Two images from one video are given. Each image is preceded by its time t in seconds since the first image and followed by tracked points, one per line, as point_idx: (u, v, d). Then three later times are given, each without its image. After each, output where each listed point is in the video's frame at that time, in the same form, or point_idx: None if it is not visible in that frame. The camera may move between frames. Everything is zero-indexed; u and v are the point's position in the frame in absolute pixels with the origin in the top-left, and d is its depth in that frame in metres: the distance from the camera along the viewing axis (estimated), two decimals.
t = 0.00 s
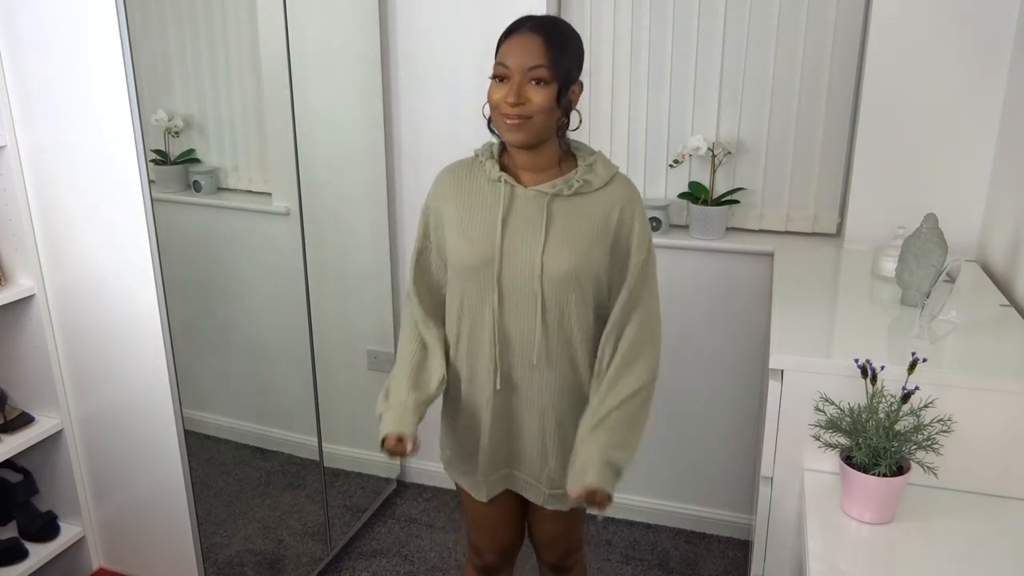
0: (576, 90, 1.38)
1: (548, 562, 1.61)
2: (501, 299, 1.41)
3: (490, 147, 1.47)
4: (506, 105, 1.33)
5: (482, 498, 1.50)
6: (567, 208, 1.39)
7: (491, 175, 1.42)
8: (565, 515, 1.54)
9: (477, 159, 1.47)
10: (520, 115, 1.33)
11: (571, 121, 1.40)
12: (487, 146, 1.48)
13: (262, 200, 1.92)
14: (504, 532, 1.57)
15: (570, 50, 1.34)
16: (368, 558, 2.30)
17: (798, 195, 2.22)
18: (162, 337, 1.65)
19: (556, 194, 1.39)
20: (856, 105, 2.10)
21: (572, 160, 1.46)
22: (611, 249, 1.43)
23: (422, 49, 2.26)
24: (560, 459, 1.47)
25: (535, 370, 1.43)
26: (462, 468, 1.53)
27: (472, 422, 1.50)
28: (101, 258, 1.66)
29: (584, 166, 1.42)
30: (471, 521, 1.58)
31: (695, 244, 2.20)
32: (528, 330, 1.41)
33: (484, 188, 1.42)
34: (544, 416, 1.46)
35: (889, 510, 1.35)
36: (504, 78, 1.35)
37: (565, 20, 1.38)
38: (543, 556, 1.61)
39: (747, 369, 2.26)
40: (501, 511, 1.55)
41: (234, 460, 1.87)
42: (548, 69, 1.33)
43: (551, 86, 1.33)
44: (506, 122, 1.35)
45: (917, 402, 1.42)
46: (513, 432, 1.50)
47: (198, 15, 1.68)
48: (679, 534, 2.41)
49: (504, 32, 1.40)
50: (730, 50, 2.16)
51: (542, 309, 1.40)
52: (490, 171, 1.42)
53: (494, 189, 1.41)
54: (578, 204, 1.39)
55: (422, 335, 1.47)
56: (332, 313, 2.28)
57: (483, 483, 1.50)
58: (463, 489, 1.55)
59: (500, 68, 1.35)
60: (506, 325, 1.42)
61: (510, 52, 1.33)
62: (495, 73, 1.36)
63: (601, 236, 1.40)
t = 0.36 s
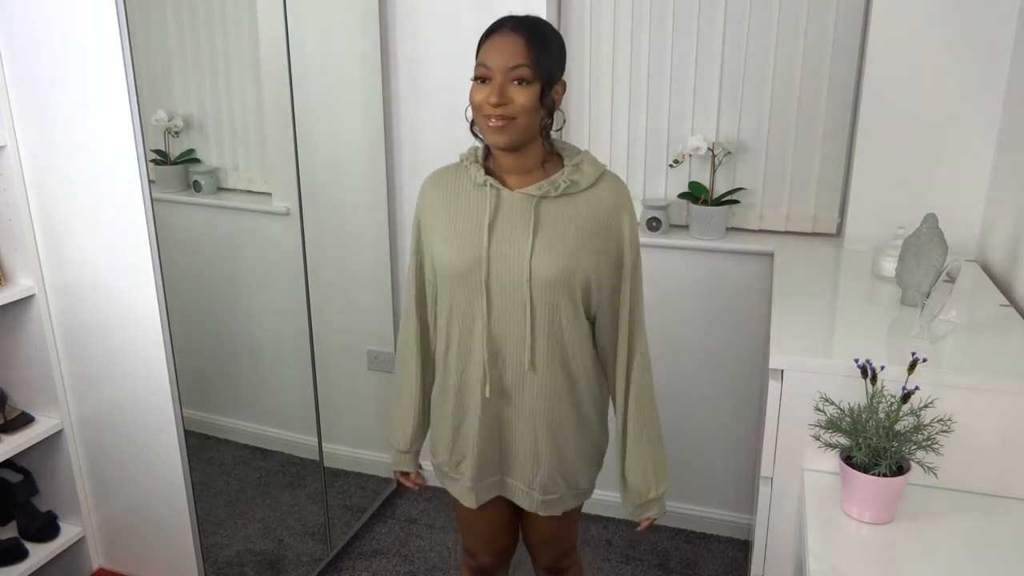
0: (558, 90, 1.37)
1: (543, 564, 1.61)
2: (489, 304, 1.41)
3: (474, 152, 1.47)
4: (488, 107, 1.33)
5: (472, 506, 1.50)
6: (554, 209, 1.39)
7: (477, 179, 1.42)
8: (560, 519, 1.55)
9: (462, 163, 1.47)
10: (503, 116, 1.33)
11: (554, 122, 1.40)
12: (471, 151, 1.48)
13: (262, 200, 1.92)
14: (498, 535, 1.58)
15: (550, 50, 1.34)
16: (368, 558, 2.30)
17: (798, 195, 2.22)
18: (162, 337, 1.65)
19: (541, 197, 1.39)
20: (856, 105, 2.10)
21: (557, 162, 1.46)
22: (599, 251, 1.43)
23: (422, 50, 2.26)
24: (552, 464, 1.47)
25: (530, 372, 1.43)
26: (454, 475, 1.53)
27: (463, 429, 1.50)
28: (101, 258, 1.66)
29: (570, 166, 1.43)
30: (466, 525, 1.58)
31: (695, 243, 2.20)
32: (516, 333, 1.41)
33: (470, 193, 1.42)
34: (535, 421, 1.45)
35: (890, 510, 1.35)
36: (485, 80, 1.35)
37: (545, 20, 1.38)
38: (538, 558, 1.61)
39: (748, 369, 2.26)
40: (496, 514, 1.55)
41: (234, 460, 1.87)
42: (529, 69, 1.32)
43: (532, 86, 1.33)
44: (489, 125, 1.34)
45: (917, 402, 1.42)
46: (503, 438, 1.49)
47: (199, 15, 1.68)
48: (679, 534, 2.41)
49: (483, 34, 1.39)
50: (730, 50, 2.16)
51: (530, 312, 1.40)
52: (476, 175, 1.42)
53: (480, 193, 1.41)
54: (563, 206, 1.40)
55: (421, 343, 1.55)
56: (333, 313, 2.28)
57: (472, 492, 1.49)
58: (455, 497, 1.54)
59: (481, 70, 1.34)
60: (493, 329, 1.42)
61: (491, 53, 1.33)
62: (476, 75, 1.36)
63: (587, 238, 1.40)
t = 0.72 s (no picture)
0: (549, 93, 1.37)
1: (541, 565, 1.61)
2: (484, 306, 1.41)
3: (464, 154, 1.47)
4: (479, 110, 1.33)
5: (467, 511, 1.50)
6: (547, 211, 1.39)
7: (468, 182, 1.41)
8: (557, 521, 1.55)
9: (452, 166, 1.46)
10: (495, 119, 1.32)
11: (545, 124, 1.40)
12: (460, 153, 1.48)
13: (262, 200, 1.92)
14: (495, 537, 1.58)
15: (541, 53, 1.34)
16: (367, 558, 2.30)
17: (798, 195, 2.22)
18: (162, 337, 1.65)
19: (534, 198, 1.39)
20: (856, 105, 2.10)
21: (548, 164, 1.46)
22: (592, 249, 1.43)
23: (422, 50, 2.26)
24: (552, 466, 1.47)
25: (525, 375, 1.43)
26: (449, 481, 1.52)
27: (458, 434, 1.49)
28: (101, 257, 1.66)
29: (562, 167, 1.43)
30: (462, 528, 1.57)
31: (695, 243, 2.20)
32: (512, 336, 1.41)
33: (462, 196, 1.41)
34: (532, 426, 1.45)
35: (890, 510, 1.35)
36: (475, 83, 1.35)
37: (536, 23, 1.38)
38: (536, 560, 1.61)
39: (748, 369, 2.26)
40: (493, 517, 1.56)
41: (234, 460, 1.87)
42: (520, 72, 1.32)
43: (523, 89, 1.33)
44: (481, 128, 1.34)
45: (917, 402, 1.42)
46: (500, 443, 1.49)
47: (199, 15, 1.67)
48: (679, 534, 2.41)
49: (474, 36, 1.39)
50: (730, 50, 2.16)
51: (525, 314, 1.40)
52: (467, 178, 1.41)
53: (471, 196, 1.41)
54: (555, 207, 1.40)
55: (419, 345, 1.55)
56: (332, 313, 2.28)
57: (468, 496, 1.49)
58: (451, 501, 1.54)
59: (471, 73, 1.34)
60: (488, 333, 1.42)
61: (482, 56, 1.32)
62: (467, 77, 1.36)
63: (580, 238, 1.40)
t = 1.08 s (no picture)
0: (544, 90, 1.38)
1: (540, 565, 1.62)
2: (487, 308, 1.40)
3: (459, 155, 1.46)
4: (476, 109, 1.32)
5: (478, 512, 1.50)
6: (545, 210, 1.39)
7: (466, 183, 1.40)
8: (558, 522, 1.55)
9: (447, 168, 1.45)
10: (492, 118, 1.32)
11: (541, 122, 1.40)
12: (454, 154, 1.47)
13: (262, 200, 1.92)
14: (495, 538, 1.57)
15: (536, 51, 1.35)
16: (367, 558, 2.30)
17: (798, 196, 2.22)
18: (162, 337, 1.64)
19: (533, 197, 1.39)
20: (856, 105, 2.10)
21: (544, 163, 1.46)
22: (591, 246, 1.43)
23: (422, 49, 2.26)
24: (558, 466, 1.48)
25: (528, 374, 1.43)
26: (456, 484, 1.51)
27: (465, 435, 1.48)
28: (101, 257, 1.66)
29: (558, 164, 1.43)
30: (463, 529, 1.57)
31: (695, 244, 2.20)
32: (516, 335, 1.41)
33: (459, 198, 1.41)
34: (539, 426, 1.46)
35: (889, 510, 1.35)
36: (471, 82, 1.35)
37: (529, 22, 1.38)
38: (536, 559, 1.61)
39: (748, 369, 2.26)
40: (495, 517, 1.55)
41: (234, 460, 1.87)
42: (516, 70, 1.32)
43: (520, 87, 1.33)
44: (478, 127, 1.34)
45: (917, 402, 1.42)
46: (508, 443, 1.49)
47: (199, 15, 1.67)
48: (679, 534, 2.41)
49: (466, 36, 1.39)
50: (730, 50, 2.16)
51: (527, 315, 1.40)
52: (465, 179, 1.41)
53: (470, 198, 1.40)
54: (554, 205, 1.40)
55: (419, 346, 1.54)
56: (333, 313, 2.28)
57: (478, 499, 1.49)
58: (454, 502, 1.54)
59: (466, 72, 1.34)
60: (492, 333, 1.42)
61: (477, 55, 1.32)
62: (462, 77, 1.35)
63: (579, 235, 1.41)
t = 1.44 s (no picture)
0: (544, 90, 1.38)
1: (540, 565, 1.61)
2: (493, 308, 1.40)
3: (457, 156, 1.45)
4: (478, 109, 1.32)
5: (484, 514, 1.49)
6: (548, 210, 1.40)
7: (466, 184, 1.40)
8: (560, 522, 1.55)
9: (446, 169, 1.45)
10: (495, 118, 1.33)
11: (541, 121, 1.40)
12: (452, 156, 1.46)
13: (262, 201, 1.92)
14: (497, 539, 1.57)
15: (536, 51, 1.35)
16: (367, 558, 2.30)
17: (798, 196, 2.22)
18: (162, 337, 1.64)
19: (535, 197, 1.39)
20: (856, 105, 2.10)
21: (544, 162, 1.47)
22: (594, 244, 1.44)
23: (422, 50, 2.26)
24: (562, 466, 1.48)
25: (531, 374, 1.43)
26: (461, 485, 1.51)
27: (469, 436, 1.48)
28: (101, 257, 1.66)
29: (558, 164, 1.43)
30: (465, 529, 1.56)
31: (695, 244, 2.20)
32: (522, 335, 1.41)
33: (460, 200, 1.40)
34: (543, 425, 1.46)
35: (890, 510, 1.35)
36: (471, 82, 1.34)
37: (527, 21, 1.38)
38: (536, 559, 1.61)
39: (748, 369, 2.26)
40: (498, 518, 1.55)
41: (234, 460, 1.87)
42: (516, 70, 1.33)
43: (521, 87, 1.33)
44: (480, 128, 1.34)
45: (917, 402, 1.42)
46: (512, 443, 1.49)
47: (199, 15, 1.67)
48: (679, 534, 2.41)
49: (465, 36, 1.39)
50: (730, 50, 2.16)
51: (533, 315, 1.40)
52: (466, 180, 1.40)
53: (472, 199, 1.40)
54: (556, 205, 1.40)
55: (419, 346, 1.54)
56: (333, 313, 2.28)
57: (484, 500, 1.48)
58: (455, 502, 1.54)
59: (467, 72, 1.34)
60: (497, 334, 1.41)
61: (478, 55, 1.32)
62: (462, 77, 1.35)
63: (582, 234, 1.41)
